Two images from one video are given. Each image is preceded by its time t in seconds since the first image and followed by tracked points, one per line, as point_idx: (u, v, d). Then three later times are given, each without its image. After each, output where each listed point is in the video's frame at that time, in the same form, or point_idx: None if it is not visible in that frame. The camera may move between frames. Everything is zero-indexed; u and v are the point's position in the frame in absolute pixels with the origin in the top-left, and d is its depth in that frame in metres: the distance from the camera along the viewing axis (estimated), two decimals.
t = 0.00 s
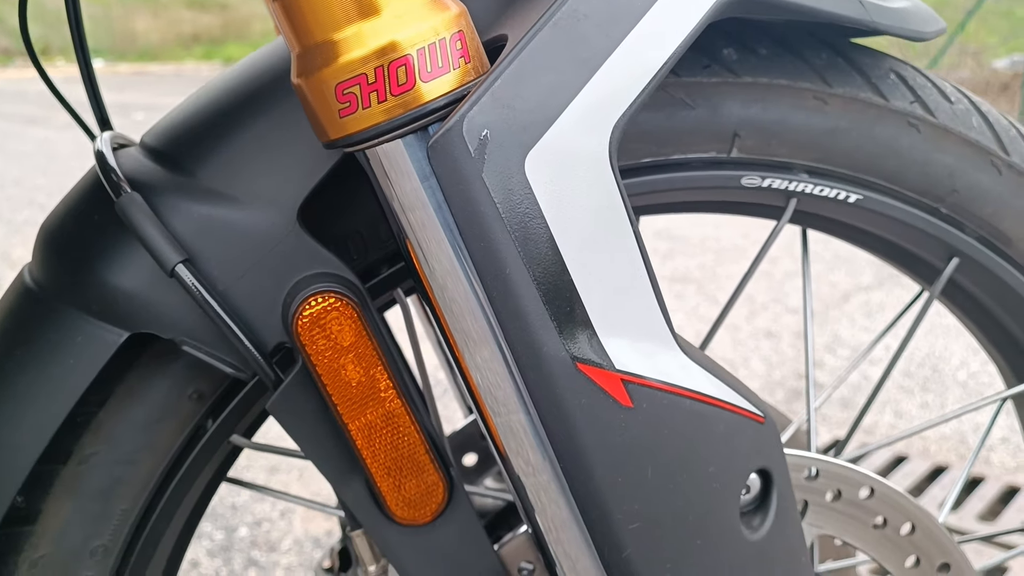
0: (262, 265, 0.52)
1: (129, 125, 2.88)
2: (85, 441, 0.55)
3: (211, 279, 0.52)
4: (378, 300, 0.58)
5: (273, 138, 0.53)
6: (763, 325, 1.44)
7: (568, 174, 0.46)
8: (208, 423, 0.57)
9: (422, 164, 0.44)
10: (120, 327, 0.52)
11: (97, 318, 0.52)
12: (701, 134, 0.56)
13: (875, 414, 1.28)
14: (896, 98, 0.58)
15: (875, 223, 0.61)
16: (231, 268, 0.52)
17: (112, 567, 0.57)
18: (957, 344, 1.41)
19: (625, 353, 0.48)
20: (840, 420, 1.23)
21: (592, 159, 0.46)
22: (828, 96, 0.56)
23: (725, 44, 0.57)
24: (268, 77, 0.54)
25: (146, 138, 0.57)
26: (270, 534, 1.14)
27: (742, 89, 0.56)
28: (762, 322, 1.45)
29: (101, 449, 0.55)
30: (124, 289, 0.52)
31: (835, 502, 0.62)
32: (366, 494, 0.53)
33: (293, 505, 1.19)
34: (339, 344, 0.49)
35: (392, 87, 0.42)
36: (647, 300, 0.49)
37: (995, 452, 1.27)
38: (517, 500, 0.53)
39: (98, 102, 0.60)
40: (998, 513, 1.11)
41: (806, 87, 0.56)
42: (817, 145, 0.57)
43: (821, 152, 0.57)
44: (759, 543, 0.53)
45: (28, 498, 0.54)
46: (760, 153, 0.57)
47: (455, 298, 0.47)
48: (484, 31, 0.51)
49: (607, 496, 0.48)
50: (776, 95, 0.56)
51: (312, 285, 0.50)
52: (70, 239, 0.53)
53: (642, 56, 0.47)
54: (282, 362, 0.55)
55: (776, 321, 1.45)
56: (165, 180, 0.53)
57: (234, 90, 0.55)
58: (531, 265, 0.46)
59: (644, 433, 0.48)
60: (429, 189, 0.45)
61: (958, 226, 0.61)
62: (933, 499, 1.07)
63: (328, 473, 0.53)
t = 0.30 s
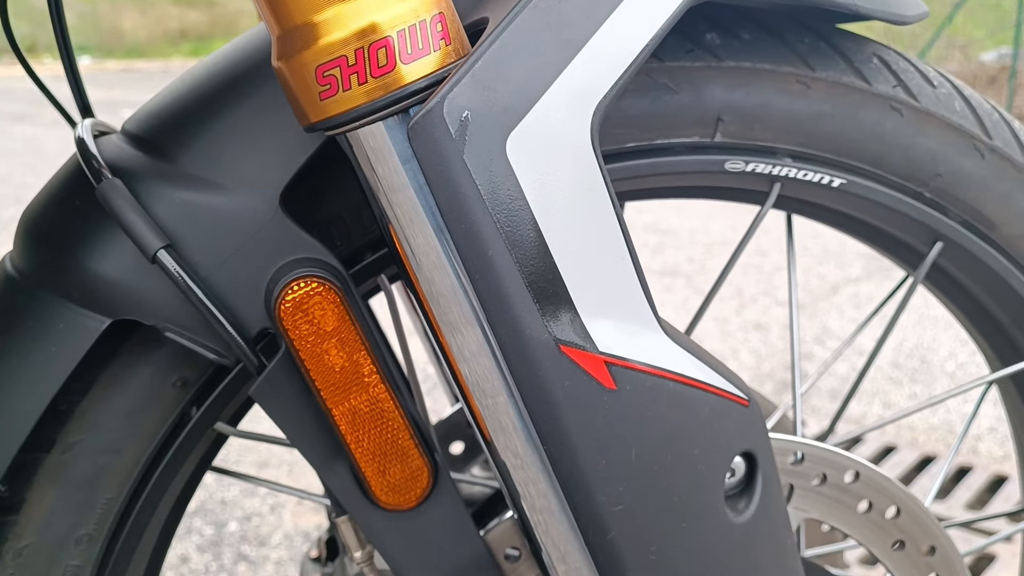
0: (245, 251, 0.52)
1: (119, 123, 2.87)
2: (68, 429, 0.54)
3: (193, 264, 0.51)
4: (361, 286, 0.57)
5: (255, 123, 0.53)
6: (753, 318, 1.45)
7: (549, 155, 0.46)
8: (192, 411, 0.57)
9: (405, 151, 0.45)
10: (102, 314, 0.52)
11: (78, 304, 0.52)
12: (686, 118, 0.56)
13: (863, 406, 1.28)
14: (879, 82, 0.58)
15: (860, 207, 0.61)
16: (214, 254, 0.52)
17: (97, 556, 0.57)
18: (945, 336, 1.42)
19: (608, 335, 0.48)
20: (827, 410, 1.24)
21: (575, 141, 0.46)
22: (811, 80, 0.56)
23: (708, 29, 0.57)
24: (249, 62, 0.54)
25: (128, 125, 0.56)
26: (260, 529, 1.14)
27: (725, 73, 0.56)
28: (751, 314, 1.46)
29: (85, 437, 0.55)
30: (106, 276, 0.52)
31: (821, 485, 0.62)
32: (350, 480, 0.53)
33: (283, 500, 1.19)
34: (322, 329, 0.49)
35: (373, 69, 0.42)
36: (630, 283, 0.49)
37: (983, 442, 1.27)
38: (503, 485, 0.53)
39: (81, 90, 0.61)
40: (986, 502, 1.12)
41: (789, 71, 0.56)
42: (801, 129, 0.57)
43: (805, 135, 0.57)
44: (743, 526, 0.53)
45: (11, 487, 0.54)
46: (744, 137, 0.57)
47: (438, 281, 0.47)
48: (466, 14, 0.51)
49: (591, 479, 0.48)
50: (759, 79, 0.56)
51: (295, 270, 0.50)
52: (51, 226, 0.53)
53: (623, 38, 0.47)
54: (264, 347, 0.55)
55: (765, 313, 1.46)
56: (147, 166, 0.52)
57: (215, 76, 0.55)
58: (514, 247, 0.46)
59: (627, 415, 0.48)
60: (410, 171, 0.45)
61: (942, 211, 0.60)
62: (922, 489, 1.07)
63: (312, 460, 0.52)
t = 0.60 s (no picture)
0: (229, 241, 0.52)
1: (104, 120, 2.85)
2: (53, 421, 0.54)
3: (178, 255, 0.51)
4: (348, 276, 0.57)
5: (239, 112, 0.52)
6: (742, 311, 1.45)
7: (534, 142, 0.46)
8: (178, 402, 0.57)
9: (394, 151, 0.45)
10: (87, 305, 0.52)
11: (62, 295, 0.51)
12: (671, 106, 0.56)
13: (851, 397, 1.28)
14: (864, 69, 0.58)
15: (845, 195, 0.61)
16: (198, 244, 0.51)
17: (83, 549, 0.57)
18: (933, 328, 1.43)
19: (595, 321, 0.48)
20: (816, 402, 1.25)
21: (559, 126, 0.46)
22: (796, 68, 0.57)
23: (693, 17, 0.57)
24: (233, 51, 0.54)
25: (111, 115, 0.56)
26: (250, 525, 1.14)
27: (710, 61, 0.56)
28: (740, 307, 1.46)
29: (70, 429, 0.54)
30: (90, 266, 0.51)
31: (808, 473, 0.62)
32: (337, 470, 0.52)
33: (273, 496, 1.19)
34: (307, 318, 0.49)
35: (356, 55, 0.42)
36: (616, 269, 0.49)
37: (971, 432, 1.28)
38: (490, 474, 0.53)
39: (64, 83, 0.61)
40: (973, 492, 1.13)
41: (773, 59, 0.56)
42: (786, 117, 0.57)
43: (789, 123, 0.58)
44: (731, 512, 0.53)
45: None
46: (729, 125, 0.57)
47: (423, 268, 0.47)
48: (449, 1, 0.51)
49: (577, 466, 0.48)
50: (744, 67, 0.56)
51: (280, 259, 0.50)
52: (34, 217, 0.53)
53: (608, 23, 0.47)
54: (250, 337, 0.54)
55: (754, 307, 1.46)
56: (131, 156, 0.52)
57: (199, 66, 0.54)
58: (499, 233, 0.46)
59: (614, 401, 0.48)
60: (394, 159, 0.45)
61: (926, 198, 0.61)
62: (910, 479, 1.08)
63: (299, 449, 0.52)
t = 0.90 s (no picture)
0: (213, 228, 0.51)
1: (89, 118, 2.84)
2: (37, 411, 0.54)
3: (162, 242, 0.51)
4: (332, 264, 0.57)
5: (221, 100, 0.52)
6: (730, 304, 1.46)
7: (516, 126, 0.46)
8: (163, 391, 0.57)
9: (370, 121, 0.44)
10: (69, 294, 0.51)
11: (44, 284, 0.51)
12: (655, 92, 0.56)
13: (838, 389, 1.29)
14: (846, 56, 0.59)
15: (829, 182, 0.61)
16: (181, 232, 0.51)
17: (68, 539, 0.56)
18: (919, 321, 1.44)
19: (579, 306, 0.48)
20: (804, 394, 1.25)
21: (541, 110, 0.46)
22: (779, 55, 0.57)
23: (676, 4, 0.58)
24: (215, 39, 0.54)
25: (93, 104, 0.56)
26: (239, 521, 1.13)
27: (694, 48, 0.56)
28: (728, 301, 1.47)
29: (54, 419, 0.54)
30: (73, 254, 0.51)
31: (795, 459, 0.62)
32: (322, 457, 0.52)
33: (262, 492, 1.19)
34: (291, 305, 0.49)
35: (338, 40, 0.42)
36: (599, 254, 0.49)
37: (958, 423, 1.29)
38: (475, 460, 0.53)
39: (45, 72, 0.60)
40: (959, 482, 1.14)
41: (757, 46, 0.57)
42: (769, 104, 0.58)
43: (773, 110, 0.58)
44: (716, 497, 0.53)
45: None
46: (713, 112, 0.57)
47: (407, 253, 0.47)
48: None
49: (562, 450, 0.48)
50: (728, 54, 0.56)
51: (264, 246, 0.50)
52: (15, 205, 0.52)
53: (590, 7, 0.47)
54: (234, 325, 0.54)
55: (741, 300, 1.47)
56: (114, 144, 0.52)
57: (180, 53, 0.54)
58: (482, 217, 0.46)
59: (598, 386, 0.48)
60: (377, 144, 0.45)
61: (910, 185, 0.61)
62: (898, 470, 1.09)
63: (284, 436, 0.52)
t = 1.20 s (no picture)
0: (193, 213, 0.51)
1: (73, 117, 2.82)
2: (17, 398, 0.53)
3: (141, 227, 0.51)
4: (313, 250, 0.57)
5: (201, 84, 0.52)
6: (717, 297, 1.46)
7: (496, 106, 0.46)
8: (145, 378, 0.56)
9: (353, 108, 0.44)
10: (49, 279, 0.51)
11: (23, 270, 0.51)
12: (637, 76, 0.56)
13: (825, 380, 1.29)
14: (827, 40, 0.59)
15: (811, 166, 0.61)
16: (161, 216, 0.51)
17: (50, 528, 0.56)
18: (905, 312, 1.44)
19: (560, 288, 0.48)
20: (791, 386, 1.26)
21: (521, 90, 0.46)
22: (760, 39, 0.57)
23: None
24: (194, 23, 0.53)
25: (72, 89, 0.56)
26: (226, 516, 1.13)
27: (675, 32, 0.56)
28: (715, 294, 1.47)
29: (34, 406, 0.54)
30: (52, 240, 0.51)
31: (777, 442, 0.63)
32: (304, 442, 0.52)
33: (249, 487, 1.18)
34: (272, 288, 0.48)
35: (315, 20, 0.42)
36: (580, 234, 0.49)
37: (943, 414, 1.30)
38: (459, 443, 0.53)
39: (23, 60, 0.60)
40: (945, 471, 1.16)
41: (738, 30, 0.57)
42: (751, 88, 0.58)
43: (754, 94, 0.58)
44: (699, 480, 0.53)
45: None
46: (694, 96, 0.57)
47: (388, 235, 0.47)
48: None
49: (544, 431, 0.48)
50: (709, 38, 0.56)
51: (245, 229, 0.49)
52: None
53: None
54: (216, 311, 0.54)
55: (729, 293, 1.47)
56: (92, 129, 0.51)
57: (159, 38, 0.54)
58: (464, 199, 0.46)
59: (580, 367, 0.48)
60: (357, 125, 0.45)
61: (892, 168, 0.61)
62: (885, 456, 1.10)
63: (265, 421, 0.52)
